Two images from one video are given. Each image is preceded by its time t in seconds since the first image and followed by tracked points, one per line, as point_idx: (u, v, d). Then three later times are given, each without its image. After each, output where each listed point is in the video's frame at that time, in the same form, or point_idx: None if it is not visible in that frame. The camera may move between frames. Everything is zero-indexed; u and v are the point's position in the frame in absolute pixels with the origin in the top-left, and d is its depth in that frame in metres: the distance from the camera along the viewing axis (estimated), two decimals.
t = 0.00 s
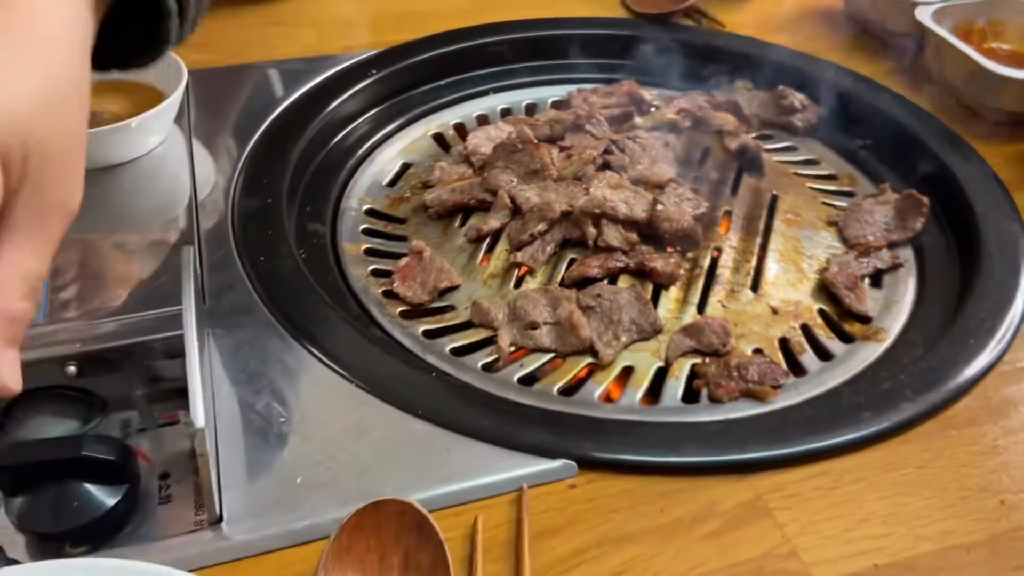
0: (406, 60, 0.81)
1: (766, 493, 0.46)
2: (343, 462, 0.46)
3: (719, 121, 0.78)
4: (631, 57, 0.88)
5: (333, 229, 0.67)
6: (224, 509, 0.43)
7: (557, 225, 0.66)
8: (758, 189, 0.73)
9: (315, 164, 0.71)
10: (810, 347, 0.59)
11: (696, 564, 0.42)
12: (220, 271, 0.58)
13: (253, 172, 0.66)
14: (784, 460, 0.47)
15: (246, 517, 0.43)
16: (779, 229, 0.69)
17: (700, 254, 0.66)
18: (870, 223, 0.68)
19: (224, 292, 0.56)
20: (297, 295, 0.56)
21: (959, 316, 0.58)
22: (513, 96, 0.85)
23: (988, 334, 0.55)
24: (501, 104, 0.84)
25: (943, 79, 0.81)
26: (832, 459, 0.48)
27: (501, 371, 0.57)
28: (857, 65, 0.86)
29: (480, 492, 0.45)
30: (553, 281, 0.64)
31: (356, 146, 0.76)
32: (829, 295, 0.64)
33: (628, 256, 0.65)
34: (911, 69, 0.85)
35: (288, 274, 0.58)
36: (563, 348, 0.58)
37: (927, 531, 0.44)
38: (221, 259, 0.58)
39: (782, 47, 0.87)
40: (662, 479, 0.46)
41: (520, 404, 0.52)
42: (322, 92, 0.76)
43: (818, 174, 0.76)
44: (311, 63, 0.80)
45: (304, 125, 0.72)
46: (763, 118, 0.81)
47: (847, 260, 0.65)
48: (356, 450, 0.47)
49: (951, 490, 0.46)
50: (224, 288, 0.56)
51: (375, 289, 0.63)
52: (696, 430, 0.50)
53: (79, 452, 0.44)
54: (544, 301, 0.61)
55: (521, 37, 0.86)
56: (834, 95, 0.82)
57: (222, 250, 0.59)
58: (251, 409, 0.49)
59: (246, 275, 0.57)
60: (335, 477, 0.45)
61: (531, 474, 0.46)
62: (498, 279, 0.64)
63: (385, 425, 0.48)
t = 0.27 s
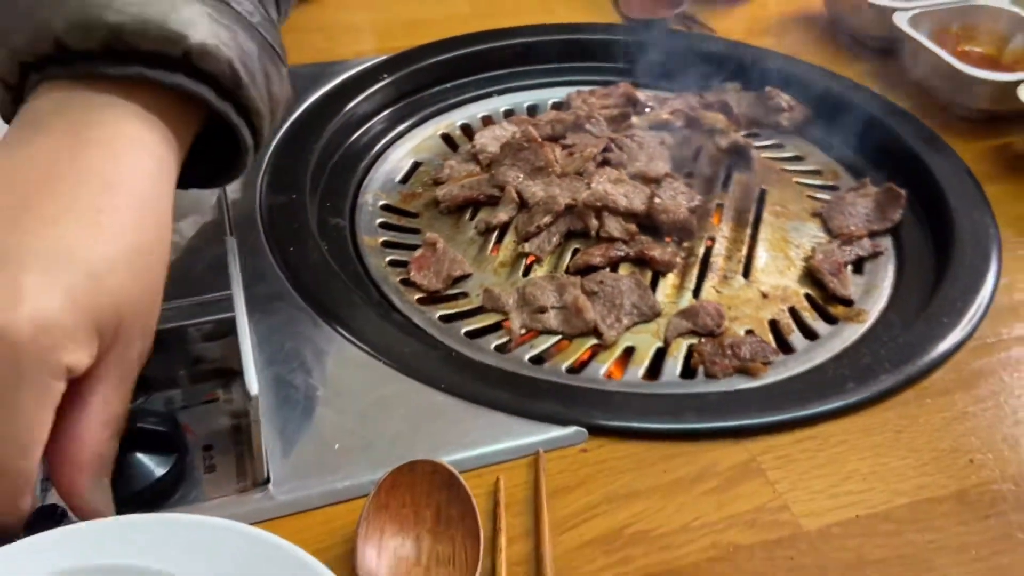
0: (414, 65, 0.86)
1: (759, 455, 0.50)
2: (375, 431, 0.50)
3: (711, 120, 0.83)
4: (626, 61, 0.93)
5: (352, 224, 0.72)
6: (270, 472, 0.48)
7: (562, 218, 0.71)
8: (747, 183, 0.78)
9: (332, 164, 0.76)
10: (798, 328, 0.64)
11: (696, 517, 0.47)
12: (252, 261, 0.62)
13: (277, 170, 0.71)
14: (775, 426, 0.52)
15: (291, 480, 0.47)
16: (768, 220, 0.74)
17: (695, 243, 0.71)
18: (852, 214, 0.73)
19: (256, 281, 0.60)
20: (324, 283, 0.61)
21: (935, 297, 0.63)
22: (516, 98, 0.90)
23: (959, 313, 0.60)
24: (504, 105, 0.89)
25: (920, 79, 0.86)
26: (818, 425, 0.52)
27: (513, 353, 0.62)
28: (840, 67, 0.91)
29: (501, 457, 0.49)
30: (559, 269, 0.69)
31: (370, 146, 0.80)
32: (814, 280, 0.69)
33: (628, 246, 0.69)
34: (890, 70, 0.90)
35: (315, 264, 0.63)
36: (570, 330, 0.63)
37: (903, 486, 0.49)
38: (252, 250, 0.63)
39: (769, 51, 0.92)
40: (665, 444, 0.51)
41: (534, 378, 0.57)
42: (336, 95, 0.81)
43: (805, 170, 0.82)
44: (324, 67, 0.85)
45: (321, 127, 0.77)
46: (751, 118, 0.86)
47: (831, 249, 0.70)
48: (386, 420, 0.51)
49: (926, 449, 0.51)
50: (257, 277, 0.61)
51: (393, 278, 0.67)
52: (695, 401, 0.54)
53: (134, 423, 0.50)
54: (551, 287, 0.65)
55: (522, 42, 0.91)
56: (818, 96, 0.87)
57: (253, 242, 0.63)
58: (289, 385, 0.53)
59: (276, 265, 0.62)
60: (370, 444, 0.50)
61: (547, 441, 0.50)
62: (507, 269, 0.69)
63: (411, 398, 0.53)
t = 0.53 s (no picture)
0: (413, 66, 0.90)
1: (742, 424, 0.55)
2: (386, 403, 0.54)
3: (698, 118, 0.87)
4: (616, 62, 0.98)
5: (357, 216, 0.76)
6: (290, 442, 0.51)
7: (556, 210, 0.75)
8: (732, 177, 0.83)
9: (337, 160, 0.80)
10: (779, 312, 0.68)
11: (685, 479, 0.51)
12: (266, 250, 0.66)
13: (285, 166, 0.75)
14: (757, 398, 0.56)
15: (310, 449, 0.51)
16: (751, 212, 0.78)
17: (683, 233, 0.76)
18: (831, 206, 0.77)
19: (269, 267, 0.64)
20: (334, 270, 0.65)
21: (907, 280, 0.67)
22: (510, 97, 0.94)
23: (929, 294, 0.65)
24: (499, 105, 0.93)
25: (894, 78, 0.91)
26: (796, 397, 0.57)
27: (513, 335, 0.65)
28: (819, 67, 0.95)
29: (504, 427, 0.53)
30: (555, 257, 0.73)
31: (372, 143, 0.84)
32: (795, 267, 0.73)
33: (619, 235, 0.74)
34: (866, 70, 0.95)
35: (325, 253, 0.66)
36: (565, 314, 0.67)
37: (874, 451, 0.53)
38: (265, 240, 0.67)
39: (751, 52, 0.97)
40: (655, 413, 0.55)
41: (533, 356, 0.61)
42: (340, 95, 0.84)
43: (786, 164, 0.86)
44: (327, 69, 0.88)
45: (326, 126, 0.81)
46: (735, 114, 0.90)
47: (810, 238, 0.74)
48: (397, 393, 0.55)
49: (895, 417, 0.55)
50: (271, 264, 0.64)
51: (398, 267, 0.71)
52: (683, 375, 0.58)
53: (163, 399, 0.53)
54: (547, 274, 0.69)
55: (516, 44, 0.95)
56: (798, 95, 0.92)
57: (266, 232, 0.67)
58: (304, 362, 0.57)
59: (289, 253, 0.66)
60: (381, 415, 0.53)
61: (545, 412, 0.54)
62: (505, 258, 0.73)
63: (419, 374, 0.56)
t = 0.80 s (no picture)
0: (401, 71, 0.93)
1: (712, 406, 0.58)
2: (374, 387, 0.57)
3: (675, 121, 0.90)
4: (597, 67, 1.01)
5: (346, 214, 0.79)
6: (284, 425, 0.54)
7: (539, 207, 0.79)
8: (707, 177, 0.86)
9: (327, 162, 0.83)
10: (750, 303, 0.72)
11: (657, 457, 0.54)
12: (259, 246, 0.69)
13: (277, 167, 0.78)
14: (726, 381, 0.59)
15: (302, 431, 0.54)
16: (725, 210, 0.82)
17: (659, 229, 0.79)
18: (801, 203, 0.81)
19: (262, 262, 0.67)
20: (324, 264, 0.68)
21: (870, 273, 0.70)
22: (495, 101, 0.97)
23: (890, 284, 0.68)
24: (484, 108, 0.96)
25: (862, 82, 0.95)
26: (763, 381, 0.60)
27: (496, 326, 0.68)
28: (791, 71, 0.99)
29: (487, 410, 0.56)
30: (537, 253, 0.76)
31: (361, 145, 0.87)
32: (766, 261, 0.76)
33: (599, 232, 0.77)
34: (836, 74, 0.99)
35: (316, 249, 0.69)
36: (547, 307, 0.70)
37: (835, 430, 0.56)
38: (258, 237, 0.70)
39: (727, 57, 1.00)
40: (630, 397, 0.58)
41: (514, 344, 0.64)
42: (329, 98, 0.88)
43: (759, 164, 0.90)
44: (317, 74, 0.91)
45: (317, 129, 0.84)
46: (711, 117, 0.94)
47: (781, 233, 0.78)
48: (385, 379, 0.58)
49: (856, 399, 0.59)
50: (264, 260, 0.67)
51: (386, 263, 0.74)
52: (656, 361, 0.62)
53: (160, 386, 0.55)
54: (530, 269, 0.72)
55: (500, 50, 0.98)
56: (771, 97, 0.95)
57: (259, 229, 0.70)
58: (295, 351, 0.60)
59: (281, 249, 0.69)
60: (370, 399, 0.56)
61: (526, 396, 0.57)
62: (489, 254, 0.76)
63: (406, 361, 0.59)
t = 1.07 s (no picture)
0: (389, 76, 0.95)
1: (688, 395, 0.60)
2: (363, 379, 0.59)
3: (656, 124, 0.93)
4: (581, 72, 1.03)
5: (336, 215, 0.81)
6: (275, 415, 0.56)
7: (523, 207, 0.81)
8: (688, 178, 0.89)
9: (317, 164, 0.85)
10: (727, 299, 0.74)
11: (635, 444, 0.56)
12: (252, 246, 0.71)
13: (269, 168, 0.80)
14: (701, 372, 0.62)
15: (293, 421, 0.56)
16: (705, 210, 0.85)
17: (640, 229, 0.82)
18: (778, 203, 0.83)
19: (254, 260, 0.69)
20: (315, 262, 0.70)
21: (843, 269, 0.73)
22: (481, 105, 1.00)
23: (861, 280, 0.71)
24: (471, 112, 0.99)
25: (838, 86, 0.97)
26: (738, 371, 0.62)
27: (482, 322, 0.71)
28: (770, 77, 1.02)
29: (472, 400, 0.58)
30: (522, 252, 0.78)
31: (350, 148, 0.90)
32: (743, 259, 0.79)
33: (581, 231, 0.79)
34: (813, 80, 1.01)
35: (306, 247, 0.72)
36: (531, 303, 0.72)
37: (806, 418, 0.59)
38: (250, 237, 0.72)
39: (707, 63, 1.03)
40: (609, 387, 0.61)
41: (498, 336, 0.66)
42: (319, 103, 0.90)
43: (738, 166, 0.92)
44: (308, 80, 0.94)
45: (307, 132, 0.86)
46: (693, 122, 0.96)
47: (758, 232, 0.80)
48: (373, 371, 0.60)
49: (826, 388, 0.61)
50: (257, 258, 0.69)
51: (374, 262, 0.76)
52: (636, 353, 0.64)
53: (154, 377, 0.56)
54: (514, 266, 0.75)
55: (486, 56, 1.01)
56: (750, 101, 0.98)
57: (251, 229, 0.72)
58: (287, 345, 0.62)
59: (272, 247, 0.71)
60: (359, 390, 0.58)
61: (509, 387, 0.60)
62: (476, 253, 0.78)
63: (394, 354, 0.61)
